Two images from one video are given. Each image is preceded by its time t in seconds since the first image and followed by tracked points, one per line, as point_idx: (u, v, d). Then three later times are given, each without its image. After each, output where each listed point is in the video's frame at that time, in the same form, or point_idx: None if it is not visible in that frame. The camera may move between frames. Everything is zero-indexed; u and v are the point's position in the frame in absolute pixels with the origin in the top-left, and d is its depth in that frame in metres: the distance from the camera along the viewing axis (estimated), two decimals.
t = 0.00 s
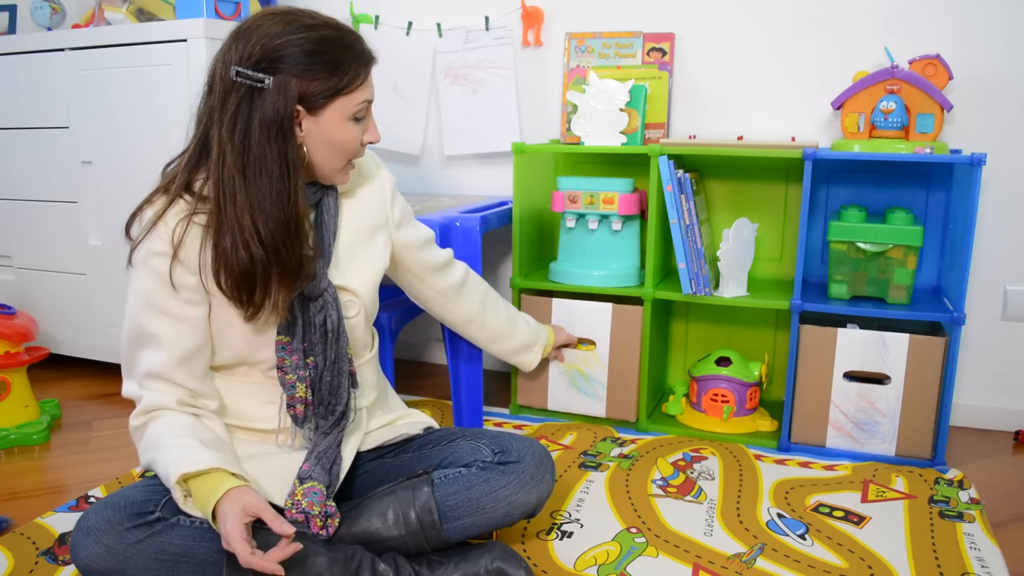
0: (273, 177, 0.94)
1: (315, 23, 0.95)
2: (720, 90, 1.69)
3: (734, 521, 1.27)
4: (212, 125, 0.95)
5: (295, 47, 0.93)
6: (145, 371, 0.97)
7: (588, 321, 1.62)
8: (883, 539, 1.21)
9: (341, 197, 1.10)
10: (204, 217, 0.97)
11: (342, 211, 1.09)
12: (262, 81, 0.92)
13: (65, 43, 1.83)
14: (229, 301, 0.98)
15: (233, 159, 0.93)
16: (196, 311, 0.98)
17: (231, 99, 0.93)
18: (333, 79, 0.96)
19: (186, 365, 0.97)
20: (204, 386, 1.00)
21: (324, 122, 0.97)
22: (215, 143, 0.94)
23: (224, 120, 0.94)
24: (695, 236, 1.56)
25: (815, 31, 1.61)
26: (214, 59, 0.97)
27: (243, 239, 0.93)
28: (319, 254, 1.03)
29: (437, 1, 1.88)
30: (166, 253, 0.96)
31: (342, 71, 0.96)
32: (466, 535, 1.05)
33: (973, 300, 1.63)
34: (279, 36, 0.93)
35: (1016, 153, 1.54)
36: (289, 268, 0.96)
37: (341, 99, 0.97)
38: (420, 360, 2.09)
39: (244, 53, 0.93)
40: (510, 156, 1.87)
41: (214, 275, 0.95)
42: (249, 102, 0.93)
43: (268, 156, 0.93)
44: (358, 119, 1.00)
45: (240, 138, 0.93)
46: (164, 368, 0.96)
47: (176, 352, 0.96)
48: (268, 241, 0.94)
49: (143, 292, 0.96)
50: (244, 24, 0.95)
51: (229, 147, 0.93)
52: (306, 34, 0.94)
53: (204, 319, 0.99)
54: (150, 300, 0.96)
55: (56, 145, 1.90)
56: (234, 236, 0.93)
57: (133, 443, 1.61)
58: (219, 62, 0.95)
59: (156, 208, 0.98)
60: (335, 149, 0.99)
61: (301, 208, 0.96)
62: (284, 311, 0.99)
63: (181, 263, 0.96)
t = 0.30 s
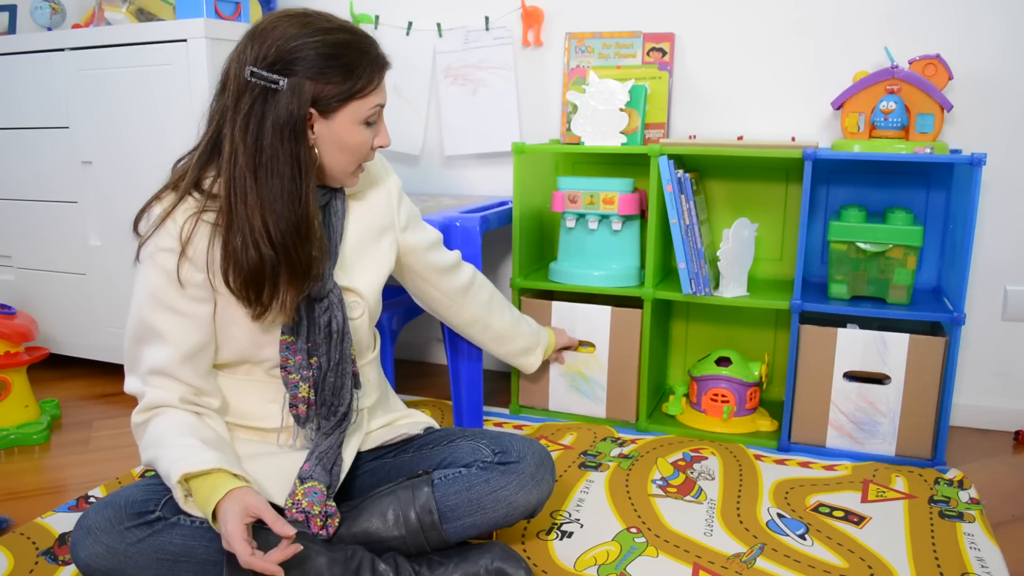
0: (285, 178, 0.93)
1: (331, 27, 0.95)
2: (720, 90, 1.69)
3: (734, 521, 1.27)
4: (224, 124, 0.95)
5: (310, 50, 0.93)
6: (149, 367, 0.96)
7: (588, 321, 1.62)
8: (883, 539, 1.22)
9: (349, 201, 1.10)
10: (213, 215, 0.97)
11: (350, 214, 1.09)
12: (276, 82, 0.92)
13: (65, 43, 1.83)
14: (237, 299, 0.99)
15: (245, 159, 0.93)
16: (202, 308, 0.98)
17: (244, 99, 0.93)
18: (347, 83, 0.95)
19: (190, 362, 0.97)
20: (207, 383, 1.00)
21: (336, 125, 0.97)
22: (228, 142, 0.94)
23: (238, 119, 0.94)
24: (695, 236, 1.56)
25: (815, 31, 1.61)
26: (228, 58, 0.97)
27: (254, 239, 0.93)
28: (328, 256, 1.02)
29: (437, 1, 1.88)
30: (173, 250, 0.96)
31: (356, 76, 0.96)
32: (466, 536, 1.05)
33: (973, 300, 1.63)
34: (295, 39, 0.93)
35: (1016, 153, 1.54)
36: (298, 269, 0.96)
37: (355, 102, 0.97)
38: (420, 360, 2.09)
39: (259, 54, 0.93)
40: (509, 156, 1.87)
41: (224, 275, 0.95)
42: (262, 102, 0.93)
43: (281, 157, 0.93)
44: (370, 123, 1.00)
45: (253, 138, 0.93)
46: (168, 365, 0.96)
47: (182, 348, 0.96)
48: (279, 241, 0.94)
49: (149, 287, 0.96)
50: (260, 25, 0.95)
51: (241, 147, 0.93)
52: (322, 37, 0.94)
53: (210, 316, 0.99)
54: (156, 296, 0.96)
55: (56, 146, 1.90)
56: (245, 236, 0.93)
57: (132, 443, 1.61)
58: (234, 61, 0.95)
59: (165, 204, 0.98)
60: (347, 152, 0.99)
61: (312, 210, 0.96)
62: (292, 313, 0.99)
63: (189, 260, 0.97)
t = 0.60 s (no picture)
0: (292, 177, 0.94)
1: (337, 27, 0.96)
2: (720, 90, 1.69)
3: (734, 521, 1.27)
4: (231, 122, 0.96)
5: (317, 50, 0.93)
6: (150, 365, 0.96)
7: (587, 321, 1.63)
8: (883, 539, 1.22)
9: (353, 201, 1.10)
10: (217, 214, 0.97)
11: (353, 214, 1.09)
12: (282, 81, 0.92)
13: (65, 43, 1.83)
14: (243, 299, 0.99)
15: (251, 158, 0.93)
16: (204, 307, 0.98)
17: (250, 98, 0.93)
18: (353, 83, 0.96)
19: (192, 361, 0.97)
20: (209, 383, 1.00)
21: (342, 125, 0.97)
22: (234, 141, 0.94)
23: (244, 119, 0.94)
24: (695, 236, 1.56)
25: (815, 31, 1.61)
26: (235, 57, 0.97)
27: (261, 238, 0.93)
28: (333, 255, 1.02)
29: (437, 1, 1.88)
30: (177, 248, 0.96)
31: (362, 76, 0.96)
32: (466, 536, 1.05)
33: (973, 300, 1.63)
34: (301, 39, 0.93)
35: (1016, 153, 1.54)
36: (305, 268, 0.96)
37: (360, 103, 0.97)
38: (420, 360, 2.09)
39: (266, 53, 0.93)
40: (509, 156, 1.87)
41: (231, 275, 0.95)
42: (268, 101, 0.93)
43: (287, 156, 0.93)
44: (375, 124, 1.00)
45: (259, 137, 0.93)
46: (170, 363, 0.96)
47: (184, 347, 0.96)
48: (285, 240, 0.94)
49: (152, 286, 0.96)
50: (266, 24, 0.95)
51: (248, 146, 0.93)
52: (328, 38, 0.94)
53: (213, 315, 0.99)
54: (158, 294, 0.96)
55: (56, 145, 1.90)
56: (252, 234, 0.93)
57: (132, 443, 1.61)
58: (240, 60, 0.95)
59: (169, 203, 0.98)
60: (351, 152, 0.99)
61: (319, 210, 0.96)
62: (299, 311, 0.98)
63: (193, 259, 0.97)
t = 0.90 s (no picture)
0: (291, 174, 0.94)
1: (335, 25, 0.96)
2: (720, 90, 1.69)
3: (734, 521, 1.27)
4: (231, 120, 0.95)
5: (316, 47, 0.93)
6: (150, 365, 0.96)
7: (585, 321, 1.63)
8: (883, 539, 1.22)
9: (352, 198, 1.11)
10: (217, 213, 0.97)
11: (353, 212, 1.10)
12: (281, 79, 0.92)
13: (65, 43, 1.84)
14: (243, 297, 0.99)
15: (251, 156, 0.93)
16: (204, 307, 0.98)
17: (248, 96, 0.93)
18: (352, 80, 0.96)
19: (192, 360, 0.97)
20: (209, 382, 1.00)
21: (340, 122, 0.97)
22: (233, 140, 0.94)
23: (242, 116, 0.93)
24: (695, 236, 1.56)
25: (815, 31, 1.61)
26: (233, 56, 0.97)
27: (261, 235, 0.93)
28: (334, 254, 1.03)
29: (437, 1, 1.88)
30: (177, 248, 0.96)
31: (360, 73, 0.97)
32: (466, 535, 1.05)
33: (973, 300, 1.63)
34: (300, 36, 0.93)
35: (1016, 153, 1.54)
36: (303, 266, 0.96)
37: (359, 99, 0.97)
38: (420, 360, 2.09)
39: (264, 52, 0.93)
40: (509, 156, 1.87)
41: (231, 273, 0.95)
42: (267, 99, 0.93)
43: (286, 153, 0.93)
44: (373, 120, 1.00)
45: (258, 135, 0.93)
46: (170, 363, 0.95)
47: (184, 346, 0.96)
48: (285, 237, 0.94)
49: (151, 285, 0.96)
50: (266, 23, 0.95)
51: (247, 144, 0.93)
52: (327, 35, 0.94)
53: (212, 315, 0.99)
54: (158, 294, 0.96)
55: (56, 145, 1.90)
56: (251, 233, 0.93)
57: (132, 443, 1.61)
58: (239, 58, 0.95)
59: (168, 203, 0.98)
60: (350, 148, 0.99)
61: (318, 206, 0.96)
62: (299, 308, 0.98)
63: (192, 258, 0.97)
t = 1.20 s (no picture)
0: (238, 178, 0.93)
1: (261, 15, 0.94)
2: (720, 90, 1.69)
3: (734, 521, 1.27)
4: (175, 139, 0.96)
5: (244, 40, 0.91)
6: (134, 381, 0.97)
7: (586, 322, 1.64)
8: (883, 539, 1.21)
9: (325, 196, 1.07)
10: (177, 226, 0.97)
11: (324, 212, 1.06)
12: (215, 82, 0.91)
13: (66, 43, 1.84)
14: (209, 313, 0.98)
15: (199, 167, 0.93)
16: (177, 320, 0.98)
17: (189, 106, 0.93)
18: (287, 67, 0.94)
19: (174, 372, 0.98)
20: (196, 391, 1.00)
21: (287, 114, 0.96)
22: (180, 154, 0.94)
23: (186, 129, 0.94)
24: (694, 236, 1.56)
25: (816, 31, 1.61)
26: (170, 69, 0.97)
27: (213, 250, 0.92)
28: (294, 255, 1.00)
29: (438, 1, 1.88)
30: (141, 265, 0.97)
31: (295, 58, 0.94)
32: (466, 536, 1.05)
33: (973, 299, 1.62)
34: (225, 33, 0.91)
35: (1016, 153, 1.54)
36: (262, 273, 0.95)
37: (300, 86, 0.95)
38: (420, 360, 2.09)
39: (193, 56, 0.92)
40: (509, 156, 1.87)
41: (190, 289, 0.95)
42: (206, 105, 0.93)
43: (231, 157, 0.92)
44: (323, 104, 0.98)
45: (203, 144, 0.93)
46: (151, 377, 0.96)
47: (163, 360, 0.97)
48: (238, 247, 0.93)
49: (123, 305, 0.97)
50: (193, 27, 0.94)
51: (193, 155, 0.93)
52: (253, 26, 0.92)
53: (188, 328, 0.99)
54: (131, 311, 0.97)
55: (56, 146, 1.90)
56: (205, 246, 0.92)
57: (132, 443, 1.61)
58: (173, 70, 0.94)
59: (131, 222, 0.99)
60: (304, 139, 0.97)
61: (270, 208, 0.95)
62: (264, 318, 0.98)
63: (156, 273, 0.97)
